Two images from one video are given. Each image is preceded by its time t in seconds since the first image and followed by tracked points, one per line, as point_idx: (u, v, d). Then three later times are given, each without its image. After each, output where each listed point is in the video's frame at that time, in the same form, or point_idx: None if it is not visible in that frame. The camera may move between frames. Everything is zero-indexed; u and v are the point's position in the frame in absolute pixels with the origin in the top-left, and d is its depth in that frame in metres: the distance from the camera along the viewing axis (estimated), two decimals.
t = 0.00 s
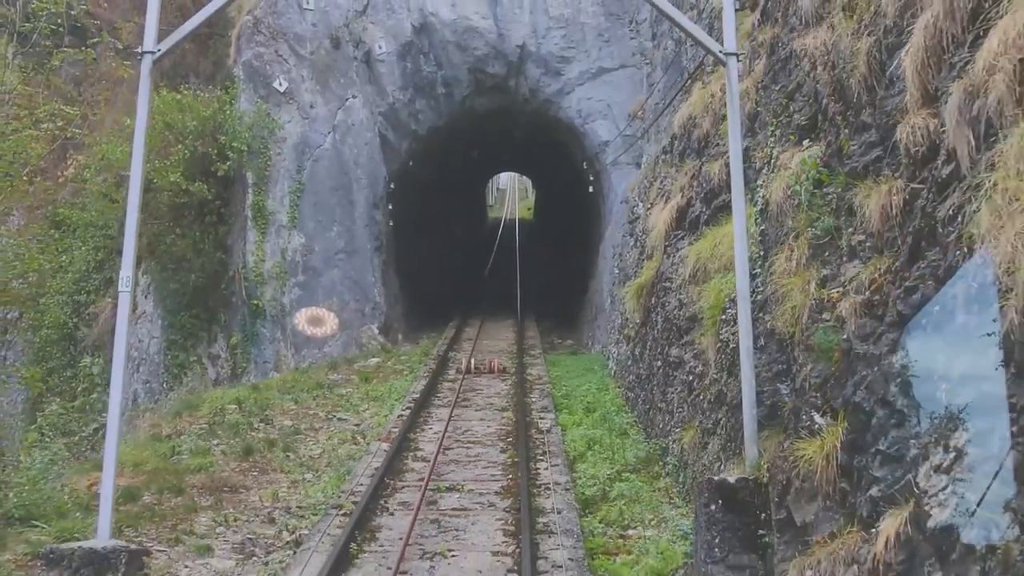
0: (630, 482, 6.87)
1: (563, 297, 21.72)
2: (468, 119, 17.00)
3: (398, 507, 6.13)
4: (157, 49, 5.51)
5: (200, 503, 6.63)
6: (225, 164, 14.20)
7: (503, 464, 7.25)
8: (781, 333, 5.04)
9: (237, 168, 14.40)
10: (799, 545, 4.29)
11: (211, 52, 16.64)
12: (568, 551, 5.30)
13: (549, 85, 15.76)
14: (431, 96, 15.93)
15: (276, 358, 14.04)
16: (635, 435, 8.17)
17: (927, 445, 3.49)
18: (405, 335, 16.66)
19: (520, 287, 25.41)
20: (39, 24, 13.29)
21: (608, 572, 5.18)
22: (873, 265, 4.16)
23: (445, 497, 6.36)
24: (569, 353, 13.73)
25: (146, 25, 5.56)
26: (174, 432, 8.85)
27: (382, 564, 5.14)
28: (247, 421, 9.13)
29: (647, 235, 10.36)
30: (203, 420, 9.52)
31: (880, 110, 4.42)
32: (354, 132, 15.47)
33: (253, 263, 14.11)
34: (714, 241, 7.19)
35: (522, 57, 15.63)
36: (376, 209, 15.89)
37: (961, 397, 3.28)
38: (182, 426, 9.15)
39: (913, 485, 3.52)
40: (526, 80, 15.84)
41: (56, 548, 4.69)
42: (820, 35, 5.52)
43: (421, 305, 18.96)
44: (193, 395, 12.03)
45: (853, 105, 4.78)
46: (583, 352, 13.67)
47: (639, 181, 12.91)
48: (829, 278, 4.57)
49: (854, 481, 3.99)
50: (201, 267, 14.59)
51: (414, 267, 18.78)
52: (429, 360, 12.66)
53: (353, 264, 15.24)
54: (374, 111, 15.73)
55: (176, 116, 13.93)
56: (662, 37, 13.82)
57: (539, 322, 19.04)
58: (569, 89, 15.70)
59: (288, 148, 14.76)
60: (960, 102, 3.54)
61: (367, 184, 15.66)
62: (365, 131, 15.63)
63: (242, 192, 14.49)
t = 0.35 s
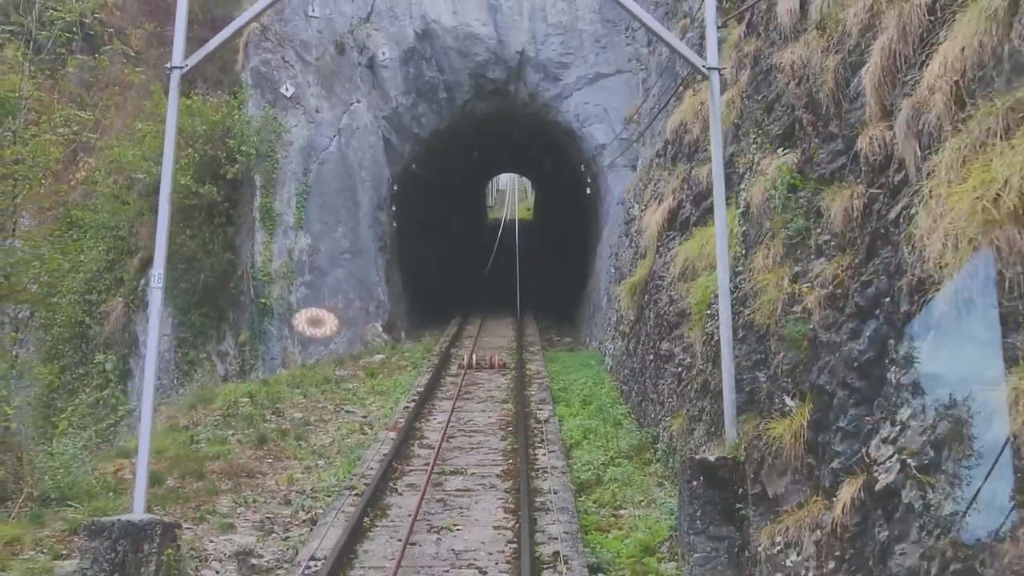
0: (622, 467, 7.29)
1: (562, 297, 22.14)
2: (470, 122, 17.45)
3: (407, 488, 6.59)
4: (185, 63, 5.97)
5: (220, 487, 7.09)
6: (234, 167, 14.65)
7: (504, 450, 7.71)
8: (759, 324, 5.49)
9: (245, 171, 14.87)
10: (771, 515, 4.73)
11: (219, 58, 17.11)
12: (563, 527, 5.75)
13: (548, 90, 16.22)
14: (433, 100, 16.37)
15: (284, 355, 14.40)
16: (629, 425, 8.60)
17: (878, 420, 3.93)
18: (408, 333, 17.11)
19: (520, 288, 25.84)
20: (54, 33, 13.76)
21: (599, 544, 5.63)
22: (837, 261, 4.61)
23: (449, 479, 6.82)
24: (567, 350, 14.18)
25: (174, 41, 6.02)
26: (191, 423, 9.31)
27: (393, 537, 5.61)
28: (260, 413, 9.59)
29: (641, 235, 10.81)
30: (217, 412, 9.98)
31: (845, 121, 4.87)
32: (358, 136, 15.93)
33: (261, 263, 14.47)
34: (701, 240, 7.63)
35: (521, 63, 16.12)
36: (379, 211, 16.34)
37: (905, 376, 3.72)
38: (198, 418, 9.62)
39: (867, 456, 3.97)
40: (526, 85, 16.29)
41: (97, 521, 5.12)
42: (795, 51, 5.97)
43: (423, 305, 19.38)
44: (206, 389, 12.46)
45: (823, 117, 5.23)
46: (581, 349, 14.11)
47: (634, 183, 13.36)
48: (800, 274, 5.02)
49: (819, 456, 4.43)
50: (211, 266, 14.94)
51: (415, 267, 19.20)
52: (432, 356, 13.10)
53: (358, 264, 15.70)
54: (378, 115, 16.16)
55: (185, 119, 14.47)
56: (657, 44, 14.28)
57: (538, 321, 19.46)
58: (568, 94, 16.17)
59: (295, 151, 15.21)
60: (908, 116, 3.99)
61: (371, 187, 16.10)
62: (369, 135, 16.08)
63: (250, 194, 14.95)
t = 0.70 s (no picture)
0: (616, 457, 7.75)
1: (561, 300, 22.61)
2: (470, 130, 17.93)
3: (414, 476, 7.07)
4: (209, 80, 6.43)
5: (238, 476, 7.56)
6: (243, 173, 14.88)
7: (504, 442, 8.19)
8: (740, 321, 5.95)
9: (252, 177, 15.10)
10: (748, 494, 5.19)
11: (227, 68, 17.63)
12: (559, 509, 6.22)
13: (546, 99, 16.70)
14: (435, 109, 16.90)
15: (291, 355, 14.81)
16: (623, 419, 9.05)
17: (840, 404, 4.39)
18: (410, 335, 17.59)
19: (519, 291, 26.32)
20: (69, 44, 14.22)
21: (593, 525, 6.10)
22: (807, 262, 5.07)
23: (454, 467, 7.30)
24: (566, 350, 14.65)
25: (198, 60, 6.48)
26: (206, 419, 9.77)
27: (403, 517, 6.09)
28: (273, 410, 10.06)
29: (636, 239, 11.30)
30: (230, 409, 10.44)
31: (816, 135, 5.33)
32: (362, 144, 16.44)
33: (269, 267, 14.93)
34: (690, 244, 8.08)
35: (521, 73, 16.60)
36: (383, 216, 16.89)
37: (860, 364, 4.19)
38: (214, 414, 10.08)
39: (830, 436, 4.43)
40: (525, 94, 16.77)
41: (131, 501, 5.59)
42: (774, 68, 6.43)
43: (425, 308, 19.86)
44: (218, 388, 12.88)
45: (798, 130, 5.68)
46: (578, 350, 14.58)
47: (630, 189, 13.83)
48: (776, 275, 5.48)
49: (790, 438, 4.89)
50: (219, 271, 14.84)
51: (418, 271, 19.67)
52: (435, 356, 13.57)
53: (362, 268, 16.21)
54: (382, 124, 16.70)
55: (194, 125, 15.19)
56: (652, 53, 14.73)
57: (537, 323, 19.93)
58: (566, 102, 16.66)
59: (301, 159, 15.65)
60: (867, 133, 4.45)
61: (375, 193, 16.62)
62: (374, 143, 16.62)
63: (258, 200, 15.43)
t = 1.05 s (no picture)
0: (609, 443, 8.20)
1: (560, 296, 23.06)
2: (470, 130, 18.37)
3: (420, 459, 7.53)
4: (228, 89, 6.89)
5: (252, 460, 8.02)
6: (251, 173, 15.42)
7: (504, 429, 8.65)
8: (723, 313, 6.40)
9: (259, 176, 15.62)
10: (728, 471, 5.64)
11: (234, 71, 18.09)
12: (555, 488, 6.68)
13: (545, 100, 17.16)
14: (437, 110, 17.33)
15: (297, 350, 15.21)
16: (616, 409, 9.49)
17: (807, 387, 4.84)
18: (412, 330, 18.05)
19: (519, 287, 26.78)
20: (82, 49, 14.70)
21: (586, 502, 6.56)
22: (782, 257, 5.51)
23: (457, 452, 7.76)
24: (563, 345, 15.10)
25: (218, 71, 6.94)
26: (220, 409, 10.23)
27: (410, 495, 6.56)
28: (282, 400, 10.52)
29: (630, 237, 11.77)
30: (242, 400, 10.91)
31: (793, 140, 5.78)
32: (366, 144, 16.87)
33: (276, 264, 15.35)
34: (681, 242, 8.51)
35: (519, 75, 17.05)
36: (386, 214, 17.34)
37: (824, 349, 4.63)
38: (226, 404, 10.54)
39: (799, 414, 4.87)
40: (524, 95, 17.23)
41: (161, 479, 6.08)
42: (756, 77, 6.87)
43: (426, 305, 20.30)
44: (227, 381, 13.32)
45: (777, 137, 6.12)
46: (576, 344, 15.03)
47: (625, 189, 14.27)
48: (755, 270, 5.94)
49: (766, 419, 5.34)
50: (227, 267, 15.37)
51: (420, 269, 20.13)
52: (437, 350, 14.01)
53: (365, 265, 16.65)
54: (385, 125, 17.15)
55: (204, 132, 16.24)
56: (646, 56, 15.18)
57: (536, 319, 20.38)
58: (564, 103, 17.12)
59: (307, 158, 16.11)
60: (833, 141, 4.90)
61: (378, 193, 17.07)
62: (377, 143, 17.05)
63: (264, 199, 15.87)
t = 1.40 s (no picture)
0: (605, 429, 8.64)
1: (559, 292, 23.49)
2: (472, 130, 18.80)
3: (426, 444, 7.98)
4: (247, 95, 7.36)
5: (267, 444, 8.48)
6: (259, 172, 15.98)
7: (505, 417, 9.11)
8: (710, 305, 6.83)
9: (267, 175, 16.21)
10: (713, 450, 6.08)
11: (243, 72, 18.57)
12: (553, 469, 7.14)
13: (545, 101, 17.63)
14: (439, 110, 17.83)
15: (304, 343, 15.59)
16: (612, 398, 9.93)
17: (783, 370, 5.27)
18: (415, 325, 18.50)
19: (519, 284, 27.23)
20: (96, 51, 15.16)
21: (583, 482, 7.02)
22: (763, 252, 5.95)
23: (461, 438, 8.22)
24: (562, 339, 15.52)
25: (237, 78, 7.41)
26: (233, 397, 10.70)
27: (418, 474, 7.03)
28: (293, 390, 10.99)
29: (627, 234, 12.21)
30: (254, 389, 11.38)
31: (773, 143, 6.22)
32: (371, 144, 17.31)
33: (283, 260, 15.85)
34: (673, 238, 8.97)
35: (520, 76, 17.52)
36: (390, 212, 17.80)
37: (798, 335, 5.07)
38: (239, 393, 11.02)
39: (776, 395, 5.31)
40: (525, 96, 17.71)
41: (186, 458, 6.54)
42: (742, 84, 7.31)
43: (429, 301, 20.74)
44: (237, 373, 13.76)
45: (760, 140, 6.56)
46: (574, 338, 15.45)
47: (623, 187, 14.70)
48: (739, 264, 6.38)
49: (747, 401, 5.77)
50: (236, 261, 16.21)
51: (422, 266, 20.57)
52: (439, 344, 14.44)
53: (371, 261, 17.09)
54: (389, 125, 17.61)
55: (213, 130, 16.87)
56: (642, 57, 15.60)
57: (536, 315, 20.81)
58: (563, 103, 17.58)
59: (313, 157, 16.58)
60: (808, 147, 5.35)
61: (383, 191, 17.53)
62: (381, 143, 17.51)
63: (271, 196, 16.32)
